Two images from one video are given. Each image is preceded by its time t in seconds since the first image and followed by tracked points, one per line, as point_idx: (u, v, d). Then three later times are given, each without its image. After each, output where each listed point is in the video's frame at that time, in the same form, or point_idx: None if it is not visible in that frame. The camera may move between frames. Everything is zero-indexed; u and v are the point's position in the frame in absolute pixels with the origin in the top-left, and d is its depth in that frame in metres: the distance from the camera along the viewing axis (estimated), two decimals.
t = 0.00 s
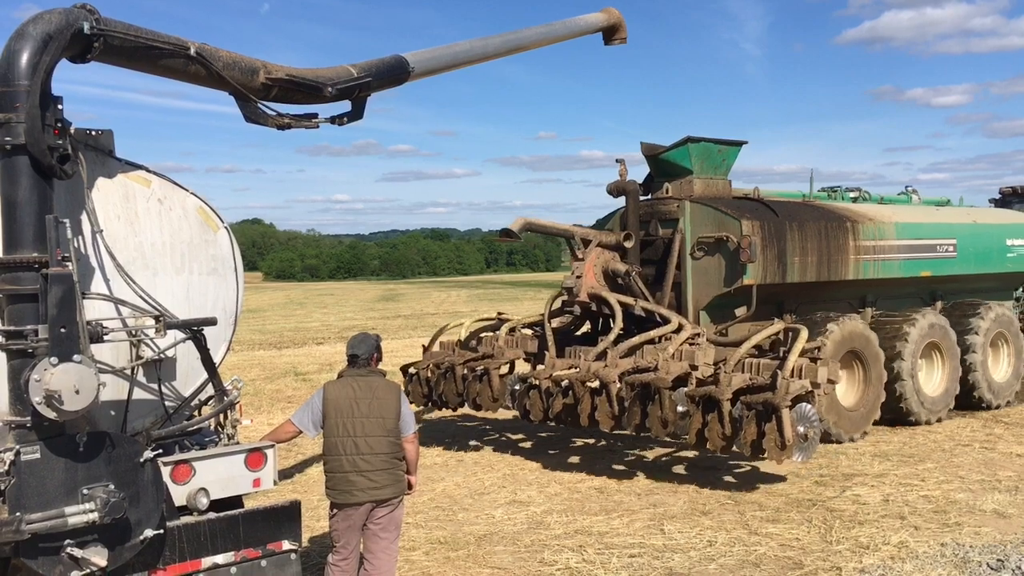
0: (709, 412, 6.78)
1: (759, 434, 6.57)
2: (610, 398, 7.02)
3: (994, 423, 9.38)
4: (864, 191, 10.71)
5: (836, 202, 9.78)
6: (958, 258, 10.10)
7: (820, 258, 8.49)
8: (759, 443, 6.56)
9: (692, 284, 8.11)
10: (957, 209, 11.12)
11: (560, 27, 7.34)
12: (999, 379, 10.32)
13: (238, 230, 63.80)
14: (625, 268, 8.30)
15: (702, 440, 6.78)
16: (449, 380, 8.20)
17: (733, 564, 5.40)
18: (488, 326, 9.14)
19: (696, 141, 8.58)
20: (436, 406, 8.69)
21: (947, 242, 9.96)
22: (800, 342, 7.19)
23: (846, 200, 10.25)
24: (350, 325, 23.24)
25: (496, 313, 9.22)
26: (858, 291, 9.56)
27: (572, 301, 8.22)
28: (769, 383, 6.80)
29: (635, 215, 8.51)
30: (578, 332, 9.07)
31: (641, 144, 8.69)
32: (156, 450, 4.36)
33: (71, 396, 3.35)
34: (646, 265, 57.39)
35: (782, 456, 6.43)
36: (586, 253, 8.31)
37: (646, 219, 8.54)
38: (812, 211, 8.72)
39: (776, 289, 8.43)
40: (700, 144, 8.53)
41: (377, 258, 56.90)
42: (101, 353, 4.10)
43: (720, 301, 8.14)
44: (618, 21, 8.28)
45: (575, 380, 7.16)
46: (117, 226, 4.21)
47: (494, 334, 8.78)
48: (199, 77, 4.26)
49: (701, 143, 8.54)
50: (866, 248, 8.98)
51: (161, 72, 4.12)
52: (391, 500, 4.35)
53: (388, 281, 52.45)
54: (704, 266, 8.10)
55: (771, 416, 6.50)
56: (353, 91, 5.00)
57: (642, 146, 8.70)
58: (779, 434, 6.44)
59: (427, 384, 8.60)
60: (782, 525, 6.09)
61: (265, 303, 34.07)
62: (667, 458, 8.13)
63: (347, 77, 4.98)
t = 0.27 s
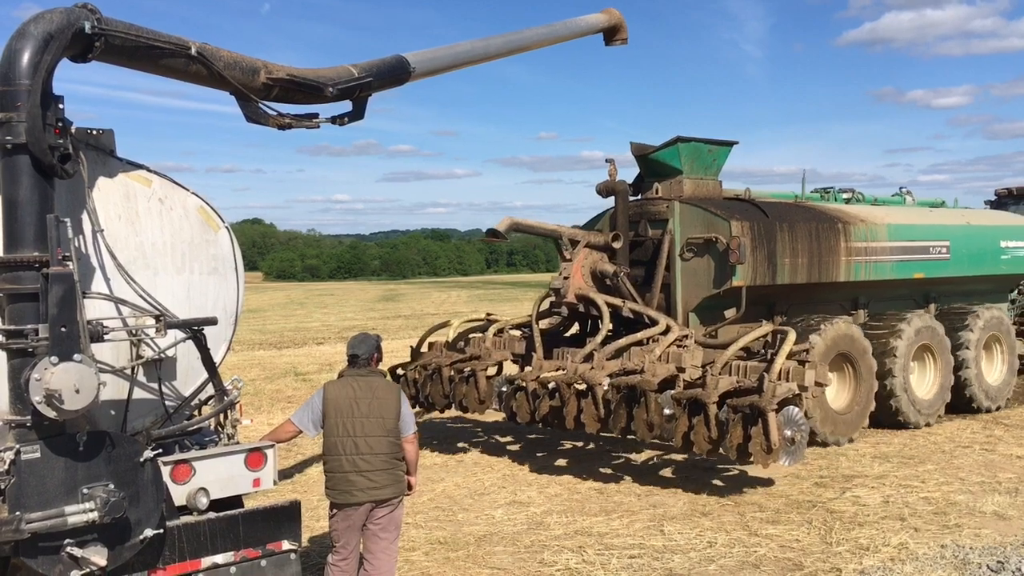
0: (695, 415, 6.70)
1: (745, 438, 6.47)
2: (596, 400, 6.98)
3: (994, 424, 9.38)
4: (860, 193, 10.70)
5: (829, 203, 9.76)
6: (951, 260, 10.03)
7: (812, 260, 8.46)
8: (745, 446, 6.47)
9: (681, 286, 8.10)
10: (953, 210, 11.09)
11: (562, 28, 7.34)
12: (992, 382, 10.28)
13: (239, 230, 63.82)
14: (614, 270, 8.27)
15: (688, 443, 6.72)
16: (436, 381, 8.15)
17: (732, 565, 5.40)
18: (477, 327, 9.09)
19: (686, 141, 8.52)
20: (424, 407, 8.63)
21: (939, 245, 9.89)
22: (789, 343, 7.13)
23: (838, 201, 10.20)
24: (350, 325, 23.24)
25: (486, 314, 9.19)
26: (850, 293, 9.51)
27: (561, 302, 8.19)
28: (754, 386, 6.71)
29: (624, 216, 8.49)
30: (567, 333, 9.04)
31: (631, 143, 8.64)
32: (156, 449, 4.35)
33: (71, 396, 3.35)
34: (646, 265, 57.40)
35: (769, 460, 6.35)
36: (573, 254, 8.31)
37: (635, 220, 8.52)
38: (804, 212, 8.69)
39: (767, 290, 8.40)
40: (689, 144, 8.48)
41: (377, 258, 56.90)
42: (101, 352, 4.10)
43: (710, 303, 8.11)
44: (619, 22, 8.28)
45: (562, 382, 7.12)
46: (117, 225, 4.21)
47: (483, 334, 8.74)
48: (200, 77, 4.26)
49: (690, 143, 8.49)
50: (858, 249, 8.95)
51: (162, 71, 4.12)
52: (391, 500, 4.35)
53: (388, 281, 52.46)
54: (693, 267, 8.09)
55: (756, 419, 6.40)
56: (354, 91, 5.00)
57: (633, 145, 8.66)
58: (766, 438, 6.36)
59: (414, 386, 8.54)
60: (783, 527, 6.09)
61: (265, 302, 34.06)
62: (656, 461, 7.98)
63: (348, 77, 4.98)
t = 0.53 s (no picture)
0: (684, 418, 6.65)
1: (733, 442, 6.43)
2: (584, 403, 6.93)
3: (996, 427, 9.37)
4: (857, 195, 10.69)
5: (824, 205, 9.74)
6: (946, 263, 10.01)
7: (805, 262, 8.44)
8: (734, 450, 6.42)
9: (673, 288, 8.08)
10: (949, 212, 11.07)
11: (565, 29, 7.34)
12: (987, 386, 10.25)
13: (240, 230, 63.86)
14: (604, 271, 8.20)
15: (677, 446, 6.70)
16: (425, 383, 8.11)
17: (733, 567, 5.40)
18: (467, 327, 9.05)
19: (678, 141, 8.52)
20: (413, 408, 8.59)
21: (935, 247, 9.87)
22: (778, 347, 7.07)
23: (834, 203, 10.19)
24: (351, 325, 23.25)
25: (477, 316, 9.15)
26: (844, 295, 9.46)
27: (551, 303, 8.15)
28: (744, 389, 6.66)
29: (616, 217, 8.47)
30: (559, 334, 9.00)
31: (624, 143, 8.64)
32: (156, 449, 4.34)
33: (73, 395, 3.35)
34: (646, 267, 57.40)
35: (757, 464, 6.32)
36: (564, 254, 8.24)
37: (629, 221, 8.54)
38: (798, 214, 8.67)
39: (759, 292, 8.39)
40: (681, 144, 8.48)
41: (378, 259, 56.92)
42: (103, 352, 4.11)
43: (701, 305, 8.11)
44: (623, 22, 8.28)
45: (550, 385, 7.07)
46: (119, 225, 4.21)
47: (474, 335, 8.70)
48: (203, 77, 4.27)
49: (682, 144, 8.49)
50: (852, 252, 8.95)
51: (165, 71, 4.12)
52: (392, 500, 4.35)
53: (389, 281, 52.49)
54: (685, 269, 8.06)
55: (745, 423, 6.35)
56: (356, 91, 5.00)
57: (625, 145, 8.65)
58: (754, 442, 6.33)
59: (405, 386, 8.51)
60: (783, 528, 6.09)
61: (266, 302, 34.08)
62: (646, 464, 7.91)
63: (351, 77, 4.98)
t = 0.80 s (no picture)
0: (674, 422, 6.64)
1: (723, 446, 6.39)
2: (574, 406, 6.91)
3: (996, 428, 9.37)
4: (854, 196, 10.69)
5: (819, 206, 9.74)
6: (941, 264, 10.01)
7: (799, 263, 8.44)
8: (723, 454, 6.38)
9: (665, 289, 8.06)
10: (945, 213, 11.07)
11: (582, 28, 7.33)
12: (983, 388, 10.24)
13: (241, 231, 63.91)
14: (595, 272, 8.18)
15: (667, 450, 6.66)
16: (416, 385, 8.11)
17: (734, 568, 5.39)
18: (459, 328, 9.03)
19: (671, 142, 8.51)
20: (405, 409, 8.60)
21: (930, 249, 9.86)
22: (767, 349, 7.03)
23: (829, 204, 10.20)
24: (352, 326, 23.26)
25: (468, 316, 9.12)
26: (839, 298, 9.46)
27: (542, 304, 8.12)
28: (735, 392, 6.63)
29: (608, 217, 8.46)
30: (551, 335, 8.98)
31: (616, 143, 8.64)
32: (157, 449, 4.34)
33: (74, 395, 3.36)
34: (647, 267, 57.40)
35: (747, 468, 6.26)
36: (556, 256, 8.24)
37: (621, 222, 8.51)
38: (792, 215, 8.67)
39: (752, 294, 8.38)
40: (674, 145, 8.47)
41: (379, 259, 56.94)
42: (103, 352, 4.11)
43: (693, 307, 8.09)
44: (642, 20, 8.29)
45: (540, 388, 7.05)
46: (120, 226, 4.21)
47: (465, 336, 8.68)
48: (208, 77, 4.27)
49: (675, 144, 8.48)
50: (846, 253, 8.95)
51: (168, 71, 4.13)
52: (392, 501, 4.34)
53: (390, 282, 52.51)
54: (678, 270, 8.05)
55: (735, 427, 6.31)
56: (365, 91, 5.00)
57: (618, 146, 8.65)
58: (744, 446, 6.27)
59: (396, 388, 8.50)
60: (784, 530, 6.09)
61: (267, 303, 34.10)
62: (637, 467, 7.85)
63: (359, 77, 4.98)
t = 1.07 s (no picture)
0: (664, 422, 6.62)
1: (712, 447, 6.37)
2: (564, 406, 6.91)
3: (995, 428, 9.37)
4: (849, 196, 10.69)
5: (814, 206, 9.74)
6: (935, 264, 10.00)
7: (791, 263, 8.44)
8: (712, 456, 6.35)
9: (657, 289, 8.05)
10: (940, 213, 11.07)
11: (607, 25, 7.29)
12: (977, 389, 10.22)
13: (240, 231, 63.94)
14: (586, 272, 8.16)
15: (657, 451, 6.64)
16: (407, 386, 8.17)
17: (733, 568, 5.39)
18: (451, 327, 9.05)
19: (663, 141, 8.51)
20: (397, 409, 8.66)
21: (924, 249, 9.86)
22: (758, 351, 7.01)
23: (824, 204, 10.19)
24: (351, 326, 23.27)
25: (461, 317, 9.13)
26: (832, 298, 9.45)
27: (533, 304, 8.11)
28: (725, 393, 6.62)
29: (600, 217, 8.46)
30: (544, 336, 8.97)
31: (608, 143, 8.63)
32: (156, 450, 4.33)
33: (72, 396, 3.35)
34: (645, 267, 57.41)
35: (736, 470, 6.22)
36: (546, 256, 8.21)
37: (612, 221, 8.50)
38: (784, 215, 8.67)
39: (744, 294, 8.37)
40: (666, 144, 8.46)
41: (378, 259, 56.93)
42: (102, 352, 4.10)
43: (685, 307, 8.08)
44: (672, 16, 8.29)
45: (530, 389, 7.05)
46: (119, 226, 4.21)
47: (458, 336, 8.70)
48: (212, 76, 4.27)
49: (668, 143, 8.47)
50: (839, 253, 8.94)
51: (171, 70, 4.12)
52: (390, 501, 4.34)
53: (388, 282, 52.51)
54: (669, 270, 8.04)
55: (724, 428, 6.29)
56: (377, 89, 4.99)
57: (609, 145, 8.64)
58: (733, 447, 6.25)
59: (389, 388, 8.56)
60: (783, 530, 6.08)
61: (266, 303, 34.10)
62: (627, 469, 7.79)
63: (372, 75, 4.96)
